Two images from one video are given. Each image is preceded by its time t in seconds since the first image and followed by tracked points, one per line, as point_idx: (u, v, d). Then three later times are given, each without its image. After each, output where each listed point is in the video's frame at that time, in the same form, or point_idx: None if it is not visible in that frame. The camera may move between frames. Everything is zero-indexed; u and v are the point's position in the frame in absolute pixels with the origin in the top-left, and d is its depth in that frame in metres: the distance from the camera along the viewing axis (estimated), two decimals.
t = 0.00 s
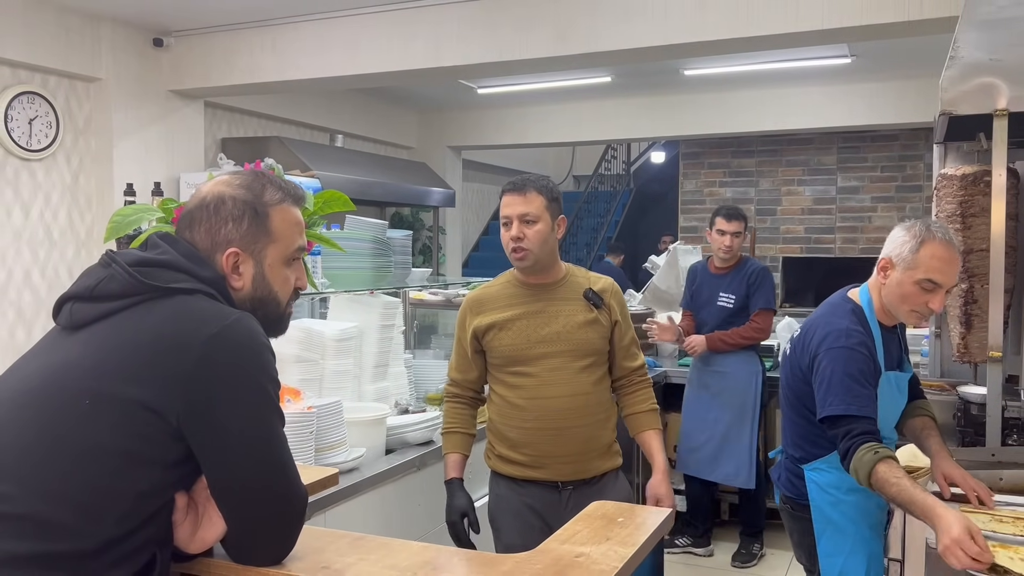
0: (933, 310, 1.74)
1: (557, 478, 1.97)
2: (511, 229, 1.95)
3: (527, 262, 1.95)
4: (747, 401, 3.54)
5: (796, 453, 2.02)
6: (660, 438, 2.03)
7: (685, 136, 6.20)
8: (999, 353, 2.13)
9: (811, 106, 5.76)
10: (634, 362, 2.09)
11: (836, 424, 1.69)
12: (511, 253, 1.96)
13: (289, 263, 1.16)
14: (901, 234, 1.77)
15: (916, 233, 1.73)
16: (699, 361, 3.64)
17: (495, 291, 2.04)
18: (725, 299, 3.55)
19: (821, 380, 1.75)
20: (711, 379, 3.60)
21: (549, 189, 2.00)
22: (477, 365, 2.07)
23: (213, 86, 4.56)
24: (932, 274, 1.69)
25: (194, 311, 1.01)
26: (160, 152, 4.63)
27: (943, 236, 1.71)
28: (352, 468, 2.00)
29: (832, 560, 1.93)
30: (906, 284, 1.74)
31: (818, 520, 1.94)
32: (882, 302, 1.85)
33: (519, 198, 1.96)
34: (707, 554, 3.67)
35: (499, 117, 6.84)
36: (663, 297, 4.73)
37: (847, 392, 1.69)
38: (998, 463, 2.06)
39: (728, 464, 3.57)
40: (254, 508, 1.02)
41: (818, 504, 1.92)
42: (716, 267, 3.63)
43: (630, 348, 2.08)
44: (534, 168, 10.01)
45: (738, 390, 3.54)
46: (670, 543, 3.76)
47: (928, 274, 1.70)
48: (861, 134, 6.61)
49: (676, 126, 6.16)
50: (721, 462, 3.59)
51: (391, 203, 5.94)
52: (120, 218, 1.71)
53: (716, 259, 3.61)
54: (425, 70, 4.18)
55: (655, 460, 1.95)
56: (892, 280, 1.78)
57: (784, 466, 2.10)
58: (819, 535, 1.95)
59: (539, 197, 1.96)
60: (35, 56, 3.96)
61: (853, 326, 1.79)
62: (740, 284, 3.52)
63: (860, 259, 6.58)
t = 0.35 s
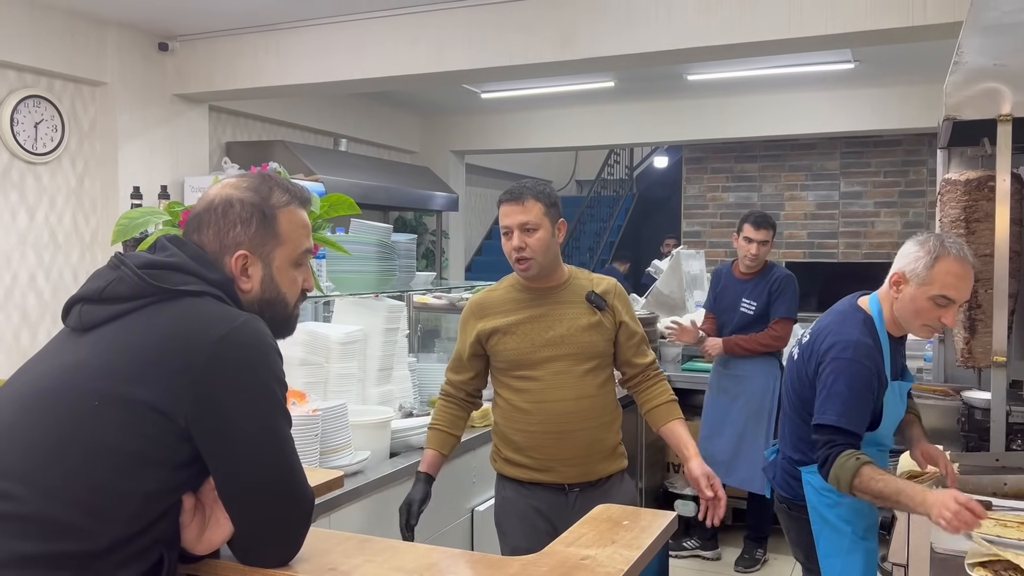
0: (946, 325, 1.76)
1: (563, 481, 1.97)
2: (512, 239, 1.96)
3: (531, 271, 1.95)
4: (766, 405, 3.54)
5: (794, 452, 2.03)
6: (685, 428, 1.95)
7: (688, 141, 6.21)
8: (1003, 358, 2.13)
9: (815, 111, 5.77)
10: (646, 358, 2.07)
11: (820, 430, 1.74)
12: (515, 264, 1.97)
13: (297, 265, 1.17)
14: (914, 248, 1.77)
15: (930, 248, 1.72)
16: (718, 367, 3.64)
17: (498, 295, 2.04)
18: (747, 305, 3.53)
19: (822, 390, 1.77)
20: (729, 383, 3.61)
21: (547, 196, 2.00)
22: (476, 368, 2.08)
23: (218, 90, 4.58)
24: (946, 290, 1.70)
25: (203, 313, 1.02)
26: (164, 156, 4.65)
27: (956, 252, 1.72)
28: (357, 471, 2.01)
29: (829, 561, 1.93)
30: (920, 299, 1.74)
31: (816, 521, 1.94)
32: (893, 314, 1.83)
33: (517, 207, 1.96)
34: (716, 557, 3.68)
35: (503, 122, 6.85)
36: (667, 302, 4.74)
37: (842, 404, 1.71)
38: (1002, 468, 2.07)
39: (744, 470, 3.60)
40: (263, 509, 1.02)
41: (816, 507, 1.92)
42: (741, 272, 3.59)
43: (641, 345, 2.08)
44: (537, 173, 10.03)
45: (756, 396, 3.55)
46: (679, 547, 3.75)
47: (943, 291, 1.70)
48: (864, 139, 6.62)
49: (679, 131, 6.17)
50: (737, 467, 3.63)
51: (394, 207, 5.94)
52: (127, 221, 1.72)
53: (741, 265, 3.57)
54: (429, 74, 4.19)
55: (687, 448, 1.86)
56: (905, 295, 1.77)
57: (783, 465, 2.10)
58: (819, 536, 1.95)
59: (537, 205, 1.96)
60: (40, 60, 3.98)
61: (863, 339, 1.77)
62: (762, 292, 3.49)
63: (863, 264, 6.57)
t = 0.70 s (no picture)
0: (919, 311, 1.78)
1: (565, 483, 1.97)
2: (509, 244, 1.96)
3: (525, 276, 1.96)
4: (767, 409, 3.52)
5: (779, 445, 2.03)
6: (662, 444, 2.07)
7: (691, 144, 6.21)
8: (1008, 360, 2.13)
9: (818, 114, 5.77)
10: (638, 366, 2.09)
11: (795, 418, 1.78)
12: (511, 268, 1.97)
13: (301, 268, 1.17)
14: (878, 241, 1.79)
15: (893, 239, 1.75)
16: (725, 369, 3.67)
17: (501, 297, 2.04)
18: (756, 309, 3.52)
19: (801, 383, 1.79)
20: (734, 388, 3.60)
21: (550, 202, 1.99)
22: (485, 373, 2.07)
23: (222, 93, 4.59)
24: (914, 277, 1.73)
25: (206, 315, 1.02)
26: (168, 159, 4.66)
27: (919, 240, 1.75)
28: (359, 472, 2.01)
29: (828, 555, 1.90)
30: (890, 289, 1.76)
31: (810, 517, 1.92)
32: (868, 307, 1.84)
33: (517, 213, 1.96)
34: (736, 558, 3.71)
35: (506, 125, 6.86)
36: (670, 304, 4.73)
37: (818, 396, 1.74)
38: (1007, 471, 2.06)
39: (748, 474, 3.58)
40: (262, 509, 1.02)
41: (806, 499, 1.91)
42: (750, 275, 3.58)
43: (636, 353, 2.08)
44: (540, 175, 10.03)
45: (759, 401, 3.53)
46: (698, 552, 3.72)
47: (911, 278, 1.73)
48: (867, 141, 6.61)
49: (681, 134, 6.17)
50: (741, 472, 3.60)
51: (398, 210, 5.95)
52: (130, 222, 1.72)
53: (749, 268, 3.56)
54: (431, 77, 4.20)
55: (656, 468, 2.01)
56: (876, 288, 1.79)
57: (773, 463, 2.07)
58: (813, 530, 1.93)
59: (536, 212, 1.96)
60: (44, 63, 3.99)
61: (843, 336, 1.77)
62: (771, 296, 3.47)
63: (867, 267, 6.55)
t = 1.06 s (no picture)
0: (911, 314, 1.77)
1: (566, 483, 1.96)
2: (517, 244, 1.95)
3: (535, 275, 1.95)
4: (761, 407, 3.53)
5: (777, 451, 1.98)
6: (670, 439, 2.04)
7: (694, 144, 6.20)
8: (1011, 359, 2.12)
9: (821, 114, 5.76)
10: (642, 364, 2.08)
11: (847, 420, 1.60)
12: (518, 267, 1.96)
13: (297, 264, 1.17)
14: (870, 246, 1.79)
15: (884, 243, 1.76)
16: (719, 367, 3.68)
17: (501, 296, 2.04)
18: (748, 309, 3.49)
19: (833, 378, 1.66)
20: (731, 387, 3.59)
21: (552, 200, 1.99)
22: (484, 371, 2.07)
23: (224, 93, 4.59)
24: (906, 280, 1.72)
25: (202, 312, 1.02)
26: (170, 161, 4.66)
27: (910, 243, 1.75)
28: (359, 472, 2.01)
29: (813, 550, 1.92)
30: (882, 292, 1.76)
31: (795, 513, 1.93)
32: (862, 310, 1.84)
33: (523, 212, 1.95)
34: (710, 561, 3.70)
35: (508, 126, 6.86)
36: (672, 305, 4.72)
37: (857, 389, 1.61)
38: (1009, 471, 2.06)
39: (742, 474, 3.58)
40: (259, 506, 1.02)
41: (791, 496, 1.93)
42: (739, 276, 3.58)
43: (637, 351, 2.07)
44: (542, 176, 10.02)
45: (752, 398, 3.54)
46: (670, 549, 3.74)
47: (903, 281, 1.72)
48: (870, 142, 6.59)
49: (683, 134, 6.16)
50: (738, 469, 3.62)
51: (400, 211, 5.95)
52: (129, 222, 1.72)
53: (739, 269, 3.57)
54: (433, 77, 4.20)
55: (665, 462, 1.96)
56: (868, 291, 1.79)
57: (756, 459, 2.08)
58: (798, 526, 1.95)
59: (542, 209, 1.95)
60: (45, 64, 4.00)
61: (848, 333, 1.74)
62: (764, 296, 3.45)
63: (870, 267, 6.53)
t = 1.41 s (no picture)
0: (934, 331, 1.73)
1: (569, 482, 1.95)
2: (545, 246, 1.91)
3: (559, 277, 1.94)
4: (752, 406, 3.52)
5: (780, 454, 1.96)
6: (664, 437, 2.04)
7: (696, 144, 6.19)
8: (1013, 358, 2.10)
9: (823, 112, 5.74)
10: (638, 361, 2.08)
11: (845, 428, 1.56)
12: (544, 271, 1.93)
13: (292, 264, 1.16)
14: (895, 258, 1.76)
15: (911, 256, 1.72)
16: (703, 366, 3.67)
17: (499, 298, 2.02)
18: (734, 307, 3.50)
19: (837, 388, 1.62)
20: (718, 388, 3.58)
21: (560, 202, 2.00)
22: (484, 374, 2.06)
23: (225, 93, 4.60)
24: (931, 296, 1.68)
25: (196, 310, 1.01)
26: (171, 162, 4.67)
27: (937, 257, 1.71)
28: (358, 473, 2.00)
29: (813, 556, 1.91)
30: (905, 307, 1.72)
31: (796, 518, 1.93)
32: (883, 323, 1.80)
33: (550, 214, 1.93)
34: (711, 561, 3.68)
35: (510, 126, 6.85)
36: (674, 305, 4.70)
37: (863, 399, 1.56)
38: (1012, 471, 2.04)
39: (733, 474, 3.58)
40: (251, 507, 1.01)
41: (792, 502, 1.92)
42: (723, 275, 3.58)
43: (635, 348, 2.07)
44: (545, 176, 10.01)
45: (741, 397, 3.53)
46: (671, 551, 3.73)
47: (927, 297, 1.68)
48: (873, 141, 6.57)
49: (685, 134, 6.15)
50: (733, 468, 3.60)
51: (402, 211, 5.94)
52: (126, 222, 1.72)
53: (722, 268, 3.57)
54: (434, 77, 4.19)
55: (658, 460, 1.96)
56: (890, 305, 1.75)
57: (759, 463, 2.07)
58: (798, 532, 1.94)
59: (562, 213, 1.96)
60: (46, 64, 4.01)
61: (865, 345, 1.68)
62: (751, 292, 3.46)
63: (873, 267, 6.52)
